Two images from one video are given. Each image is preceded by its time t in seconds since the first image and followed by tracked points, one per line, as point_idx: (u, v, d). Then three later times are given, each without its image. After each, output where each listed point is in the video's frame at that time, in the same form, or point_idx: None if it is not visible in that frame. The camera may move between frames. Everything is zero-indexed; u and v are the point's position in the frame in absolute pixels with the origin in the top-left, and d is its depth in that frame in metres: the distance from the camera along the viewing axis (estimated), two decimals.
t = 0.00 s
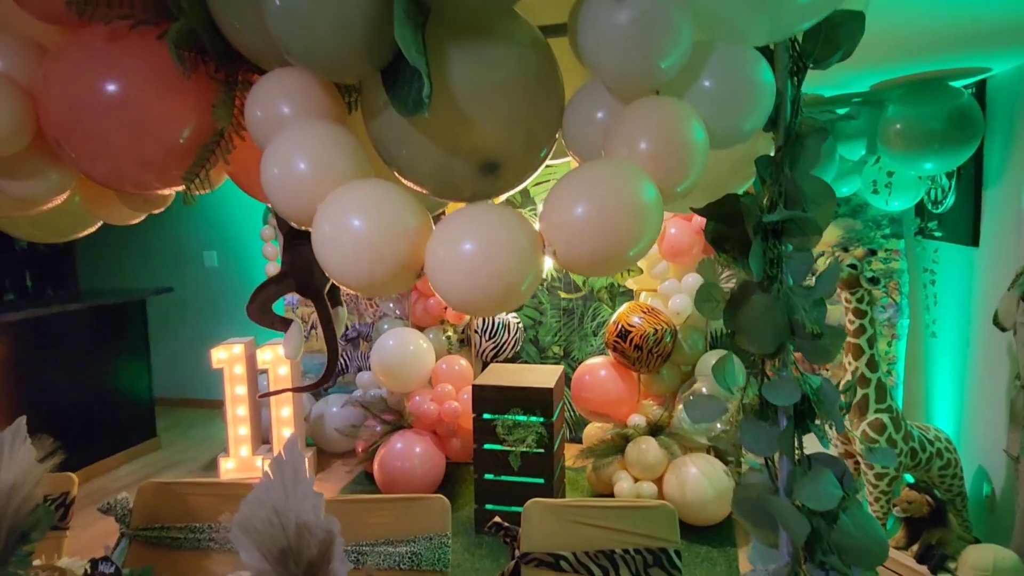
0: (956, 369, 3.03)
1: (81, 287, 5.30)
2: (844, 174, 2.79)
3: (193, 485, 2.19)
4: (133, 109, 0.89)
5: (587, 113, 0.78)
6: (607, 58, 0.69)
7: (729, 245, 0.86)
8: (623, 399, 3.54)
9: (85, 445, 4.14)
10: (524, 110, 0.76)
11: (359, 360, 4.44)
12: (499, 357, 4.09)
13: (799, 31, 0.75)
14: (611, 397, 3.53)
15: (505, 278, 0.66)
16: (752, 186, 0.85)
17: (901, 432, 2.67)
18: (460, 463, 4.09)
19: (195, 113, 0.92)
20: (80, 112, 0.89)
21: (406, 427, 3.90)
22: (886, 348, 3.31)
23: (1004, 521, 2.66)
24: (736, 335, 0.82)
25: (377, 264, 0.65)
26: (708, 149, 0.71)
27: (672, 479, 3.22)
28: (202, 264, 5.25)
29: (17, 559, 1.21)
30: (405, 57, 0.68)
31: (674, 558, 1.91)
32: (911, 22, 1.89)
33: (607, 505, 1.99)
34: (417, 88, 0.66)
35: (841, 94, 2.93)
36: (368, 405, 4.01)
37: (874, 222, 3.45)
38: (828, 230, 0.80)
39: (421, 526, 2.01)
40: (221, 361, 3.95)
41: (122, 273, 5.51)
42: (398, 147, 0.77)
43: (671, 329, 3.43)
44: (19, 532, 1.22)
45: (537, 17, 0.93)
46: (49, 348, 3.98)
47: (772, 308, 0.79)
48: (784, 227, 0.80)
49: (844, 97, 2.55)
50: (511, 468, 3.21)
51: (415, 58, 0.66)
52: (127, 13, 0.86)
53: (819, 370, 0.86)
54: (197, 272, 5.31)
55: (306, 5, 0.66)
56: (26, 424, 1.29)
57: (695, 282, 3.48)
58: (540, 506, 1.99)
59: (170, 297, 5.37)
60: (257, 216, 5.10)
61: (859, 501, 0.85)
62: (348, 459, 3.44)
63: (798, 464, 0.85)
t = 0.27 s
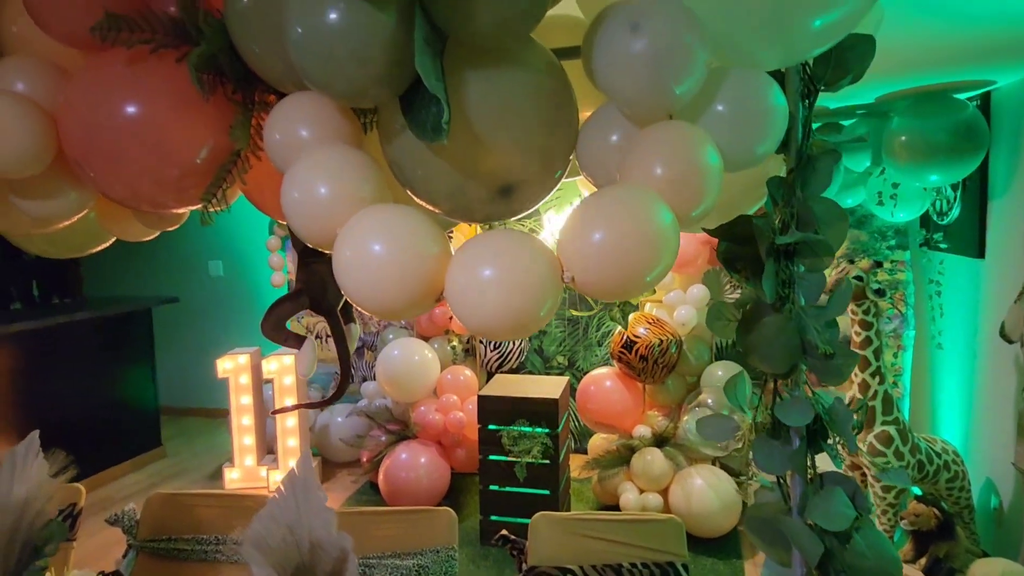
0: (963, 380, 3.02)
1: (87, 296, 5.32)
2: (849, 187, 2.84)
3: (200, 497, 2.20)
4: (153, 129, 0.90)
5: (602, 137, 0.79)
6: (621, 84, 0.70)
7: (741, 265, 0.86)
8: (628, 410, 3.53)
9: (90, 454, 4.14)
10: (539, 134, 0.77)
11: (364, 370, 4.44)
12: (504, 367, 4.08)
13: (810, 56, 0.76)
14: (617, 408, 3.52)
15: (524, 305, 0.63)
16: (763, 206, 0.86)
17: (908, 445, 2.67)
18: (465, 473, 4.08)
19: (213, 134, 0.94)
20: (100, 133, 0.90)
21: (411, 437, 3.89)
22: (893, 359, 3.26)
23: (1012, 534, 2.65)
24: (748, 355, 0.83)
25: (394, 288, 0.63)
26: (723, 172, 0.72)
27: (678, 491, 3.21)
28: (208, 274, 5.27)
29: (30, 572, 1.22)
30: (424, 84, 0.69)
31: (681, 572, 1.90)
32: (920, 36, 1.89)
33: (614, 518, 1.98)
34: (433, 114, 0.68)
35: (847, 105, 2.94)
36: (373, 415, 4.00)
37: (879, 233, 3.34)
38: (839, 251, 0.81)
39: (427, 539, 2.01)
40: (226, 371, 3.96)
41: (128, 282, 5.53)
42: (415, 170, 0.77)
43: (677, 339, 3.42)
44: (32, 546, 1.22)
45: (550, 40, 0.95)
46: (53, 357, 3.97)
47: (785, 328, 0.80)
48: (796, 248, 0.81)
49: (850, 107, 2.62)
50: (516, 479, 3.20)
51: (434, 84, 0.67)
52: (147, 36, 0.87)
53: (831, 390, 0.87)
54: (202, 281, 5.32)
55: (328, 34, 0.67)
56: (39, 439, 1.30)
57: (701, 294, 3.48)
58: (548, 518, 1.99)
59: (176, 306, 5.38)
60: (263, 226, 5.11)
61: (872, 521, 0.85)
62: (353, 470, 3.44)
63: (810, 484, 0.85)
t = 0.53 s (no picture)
0: (974, 392, 3.01)
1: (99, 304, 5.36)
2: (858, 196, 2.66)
3: (212, 507, 2.21)
4: (178, 151, 0.92)
5: (618, 161, 0.81)
6: (640, 110, 0.72)
7: (757, 286, 0.87)
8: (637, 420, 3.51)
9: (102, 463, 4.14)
10: (557, 158, 0.79)
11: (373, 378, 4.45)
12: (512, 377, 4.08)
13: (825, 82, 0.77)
14: (626, 420, 3.50)
15: (548, 331, 0.64)
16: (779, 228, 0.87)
17: (919, 458, 2.66)
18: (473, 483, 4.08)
19: (236, 155, 0.96)
20: (127, 154, 0.93)
21: (420, 446, 3.89)
22: (904, 371, 3.25)
23: None
24: (764, 376, 0.84)
25: (421, 315, 0.65)
26: (741, 197, 0.73)
27: (687, 502, 3.20)
28: (218, 282, 5.30)
29: None
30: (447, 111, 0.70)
31: None
32: (932, 51, 1.89)
33: (625, 530, 1.98)
34: (455, 139, 0.69)
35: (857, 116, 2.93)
36: (382, 424, 4.01)
37: (889, 244, 3.29)
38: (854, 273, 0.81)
39: (438, 550, 2.01)
40: (236, 379, 3.98)
41: (139, 290, 5.57)
42: (437, 194, 0.79)
43: (686, 350, 3.41)
44: (52, 558, 1.24)
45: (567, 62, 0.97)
46: (68, 367, 3.96)
47: (801, 350, 0.80)
48: (811, 270, 0.82)
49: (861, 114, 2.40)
50: (525, 490, 3.20)
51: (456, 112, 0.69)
52: (175, 61, 0.90)
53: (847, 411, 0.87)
54: (212, 290, 5.35)
55: (354, 64, 0.68)
56: (58, 452, 1.32)
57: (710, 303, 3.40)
58: (559, 530, 2.00)
59: (186, 314, 5.42)
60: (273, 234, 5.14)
61: (888, 542, 0.86)
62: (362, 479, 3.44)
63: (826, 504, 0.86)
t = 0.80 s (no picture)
0: (991, 403, 2.97)
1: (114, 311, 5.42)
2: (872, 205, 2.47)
3: (227, 515, 2.22)
4: (202, 166, 0.94)
5: (637, 177, 0.81)
6: (661, 129, 0.73)
7: (775, 301, 0.88)
8: (649, 430, 3.50)
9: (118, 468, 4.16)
10: (577, 175, 0.79)
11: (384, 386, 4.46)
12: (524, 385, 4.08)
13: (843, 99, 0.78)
14: (637, 428, 3.48)
15: (570, 349, 0.65)
16: (796, 244, 0.87)
17: (935, 470, 2.62)
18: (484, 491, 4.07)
19: (258, 170, 0.97)
20: (151, 169, 0.94)
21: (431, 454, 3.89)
22: (919, 382, 3.21)
23: None
24: (782, 392, 0.84)
25: (444, 333, 0.65)
26: (760, 214, 0.73)
27: (699, 513, 3.18)
28: (231, 290, 5.34)
29: None
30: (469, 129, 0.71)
31: None
32: (949, 61, 1.87)
33: (639, 542, 1.98)
34: (478, 158, 0.70)
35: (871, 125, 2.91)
36: (393, 432, 4.02)
37: (904, 254, 3.29)
38: (873, 290, 0.82)
39: (451, 560, 2.01)
40: (249, 387, 4.00)
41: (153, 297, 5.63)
42: (457, 210, 0.80)
43: (698, 359, 3.39)
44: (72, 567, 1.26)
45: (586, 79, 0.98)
46: (86, 373, 3.98)
47: (821, 366, 0.80)
48: (830, 287, 0.82)
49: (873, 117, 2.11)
50: (537, 499, 3.19)
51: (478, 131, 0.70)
52: (200, 78, 0.91)
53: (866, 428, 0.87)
54: (225, 297, 5.40)
55: (378, 83, 0.69)
56: (79, 461, 1.35)
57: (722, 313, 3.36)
58: (572, 542, 1.99)
59: (200, 321, 5.46)
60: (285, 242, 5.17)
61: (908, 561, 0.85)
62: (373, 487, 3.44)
63: (845, 521, 0.85)
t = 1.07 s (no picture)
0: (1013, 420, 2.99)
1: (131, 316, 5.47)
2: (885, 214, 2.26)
3: (244, 521, 2.24)
4: (229, 178, 0.95)
5: (660, 190, 0.82)
6: (686, 143, 0.73)
7: (798, 313, 0.88)
8: (663, 437, 3.48)
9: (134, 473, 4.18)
10: (600, 188, 0.80)
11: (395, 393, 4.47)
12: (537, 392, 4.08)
13: (869, 113, 0.78)
14: (651, 436, 3.48)
15: (596, 362, 0.65)
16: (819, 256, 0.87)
17: (955, 482, 2.53)
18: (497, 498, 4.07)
19: (283, 182, 0.98)
20: (180, 181, 0.96)
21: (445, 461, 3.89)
22: (938, 393, 3.18)
23: None
24: (805, 405, 0.84)
25: (471, 345, 0.66)
26: (785, 227, 0.74)
27: (715, 522, 3.16)
28: (246, 296, 5.39)
29: None
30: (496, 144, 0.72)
31: None
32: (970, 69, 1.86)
33: (655, 552, 1.97)
34: (505, 173, 0.71)
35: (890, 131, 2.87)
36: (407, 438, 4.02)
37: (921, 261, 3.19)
38: (898, 303, 0.81)
39: (466, 569, 2.01)
40: (264, 392, 4.03)
41: (169, 303, 5.69)
42: (482, 222, 0.80)
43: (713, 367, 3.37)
44: (96, 570, 1.27)
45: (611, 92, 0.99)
46: (102, 378, 3.99)
47: (844, 380, 0.80)
48: (854, 299, 0.82)
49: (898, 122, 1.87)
50: (550, 507, 3.18)
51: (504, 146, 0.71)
52: (229, 92, 0.93)
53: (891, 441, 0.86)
54: (240, 303, 5.44)
55: (407, 98, 0.70)
56: (103, 466, 1.36)
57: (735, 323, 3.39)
58: (587, 550, 1.99)
59: (216, 327, 5.51)
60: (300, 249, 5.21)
61: None
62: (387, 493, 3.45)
63: (869, 535, 0.85)
